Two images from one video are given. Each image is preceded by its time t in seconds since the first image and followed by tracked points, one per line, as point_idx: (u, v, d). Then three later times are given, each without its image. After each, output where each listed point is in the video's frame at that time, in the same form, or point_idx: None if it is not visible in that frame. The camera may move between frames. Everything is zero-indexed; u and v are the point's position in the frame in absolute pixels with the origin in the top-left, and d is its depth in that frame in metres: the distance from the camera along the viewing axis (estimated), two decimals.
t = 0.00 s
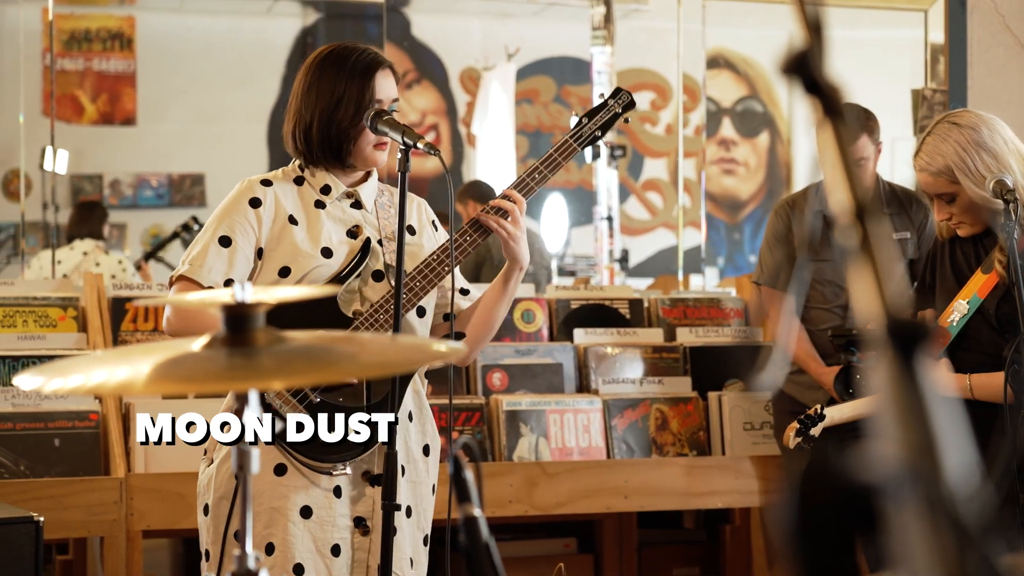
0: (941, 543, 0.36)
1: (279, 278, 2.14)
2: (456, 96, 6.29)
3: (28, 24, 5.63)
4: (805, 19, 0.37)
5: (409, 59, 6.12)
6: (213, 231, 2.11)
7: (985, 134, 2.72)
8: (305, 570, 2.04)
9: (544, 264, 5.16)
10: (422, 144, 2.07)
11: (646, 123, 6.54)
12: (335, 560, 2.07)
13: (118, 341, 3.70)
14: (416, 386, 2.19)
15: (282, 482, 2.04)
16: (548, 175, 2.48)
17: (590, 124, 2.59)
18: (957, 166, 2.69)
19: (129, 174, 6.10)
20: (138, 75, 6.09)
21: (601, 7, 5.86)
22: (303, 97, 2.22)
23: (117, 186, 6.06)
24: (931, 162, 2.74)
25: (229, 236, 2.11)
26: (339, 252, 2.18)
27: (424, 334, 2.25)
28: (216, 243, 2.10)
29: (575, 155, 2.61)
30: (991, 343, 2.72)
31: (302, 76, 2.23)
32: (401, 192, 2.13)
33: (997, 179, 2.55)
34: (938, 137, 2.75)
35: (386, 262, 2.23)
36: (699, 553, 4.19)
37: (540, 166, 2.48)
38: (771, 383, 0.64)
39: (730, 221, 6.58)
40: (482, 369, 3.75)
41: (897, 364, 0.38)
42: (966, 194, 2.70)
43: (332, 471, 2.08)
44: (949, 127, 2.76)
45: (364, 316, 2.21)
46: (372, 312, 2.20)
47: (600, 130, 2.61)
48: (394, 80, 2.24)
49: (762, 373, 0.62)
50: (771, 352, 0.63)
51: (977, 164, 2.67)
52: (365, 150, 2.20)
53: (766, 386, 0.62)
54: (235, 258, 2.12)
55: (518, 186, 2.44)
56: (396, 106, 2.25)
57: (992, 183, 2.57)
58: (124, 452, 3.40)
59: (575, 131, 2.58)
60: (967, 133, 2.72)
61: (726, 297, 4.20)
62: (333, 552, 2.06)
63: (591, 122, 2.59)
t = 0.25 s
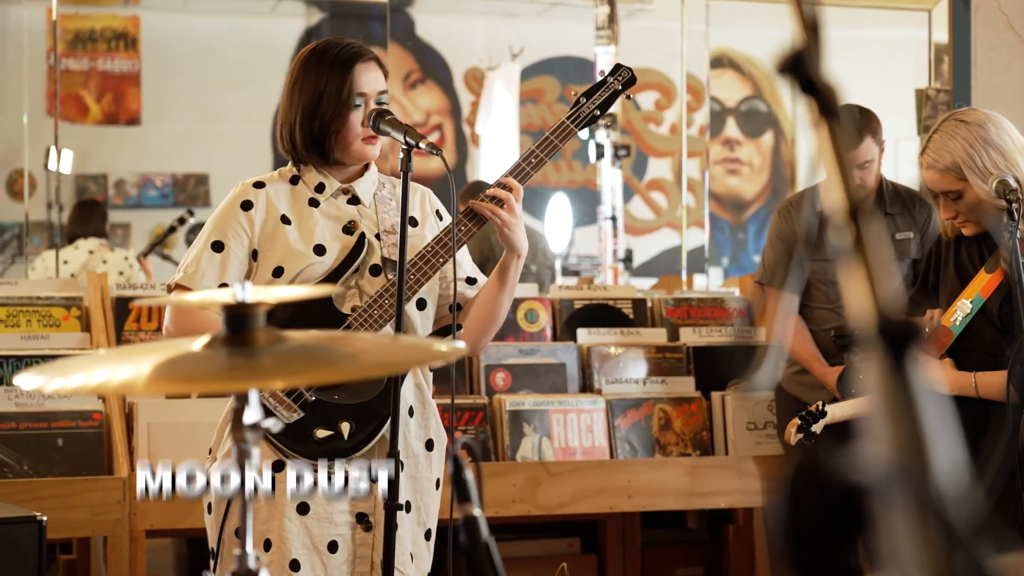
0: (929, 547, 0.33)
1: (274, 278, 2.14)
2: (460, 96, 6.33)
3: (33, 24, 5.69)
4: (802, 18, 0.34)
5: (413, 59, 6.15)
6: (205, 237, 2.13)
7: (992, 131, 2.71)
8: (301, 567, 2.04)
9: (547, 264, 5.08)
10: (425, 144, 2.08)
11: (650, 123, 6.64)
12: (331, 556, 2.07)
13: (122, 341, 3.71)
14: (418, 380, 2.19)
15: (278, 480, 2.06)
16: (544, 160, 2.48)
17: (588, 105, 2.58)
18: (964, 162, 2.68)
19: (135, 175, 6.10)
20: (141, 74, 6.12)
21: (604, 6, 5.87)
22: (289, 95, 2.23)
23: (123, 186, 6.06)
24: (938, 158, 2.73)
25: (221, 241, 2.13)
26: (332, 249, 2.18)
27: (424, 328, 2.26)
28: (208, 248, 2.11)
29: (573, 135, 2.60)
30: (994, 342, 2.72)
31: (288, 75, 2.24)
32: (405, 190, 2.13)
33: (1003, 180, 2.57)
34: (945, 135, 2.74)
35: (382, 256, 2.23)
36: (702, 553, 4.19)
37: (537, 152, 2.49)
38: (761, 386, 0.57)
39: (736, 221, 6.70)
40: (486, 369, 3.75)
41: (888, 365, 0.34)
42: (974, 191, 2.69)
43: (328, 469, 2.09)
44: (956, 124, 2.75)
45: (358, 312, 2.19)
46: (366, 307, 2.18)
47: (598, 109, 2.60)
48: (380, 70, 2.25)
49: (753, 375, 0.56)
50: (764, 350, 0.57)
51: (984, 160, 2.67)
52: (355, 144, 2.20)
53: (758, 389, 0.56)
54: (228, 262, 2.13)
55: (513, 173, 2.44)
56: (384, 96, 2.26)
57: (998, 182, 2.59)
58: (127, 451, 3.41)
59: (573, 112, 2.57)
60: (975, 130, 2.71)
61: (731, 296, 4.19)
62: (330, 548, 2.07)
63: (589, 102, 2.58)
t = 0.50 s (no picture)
0: (914, 547, 0.33)
1: (264, 281, 2.16)
2: (465, 96, 6.09)
3: (37, 24, 5.67)
4: (799, 15, 0.34)
5: (417, 59, 5.99)
6: (198, 246, 2.19)
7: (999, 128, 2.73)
8: (288, 566, 2.06)
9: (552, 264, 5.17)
10: (426, 143, 2.07)
11: (655, 123, 6.54)
12: (321, 556, 2.07)
13: (125, 341, 3.71)
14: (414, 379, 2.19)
15: (268, 477, 2.10)
16: (534, 151, 2.48)
17: (579, 92, 2.59)
18: (972, 159, 2.71)
19: (138, 175, 6.05)
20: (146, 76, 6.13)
21: (608, 7, 5.86)
22: (278, 101, 2.26)
23: (127, 187, 6.01)
24: (947, 155, 2.75)
25: (213, 249, 2.18)
26: (321, 250, 2.17)
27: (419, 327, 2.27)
28: (200, 256, 2.17)
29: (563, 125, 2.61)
30: (996, 342, 2.71)
31: (278, 81, 2.28)
32: (405, 190, 2.14)
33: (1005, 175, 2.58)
34: (952, 133, 2.77)
35: (374, 256, 2.22)
36: (705, 554, 4.16)
37: (526, 144, 2.48)
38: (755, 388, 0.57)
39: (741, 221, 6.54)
40: (489, 370, 3.75)
41: (880, 365, 0.34)
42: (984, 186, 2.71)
43: (315, 469, 2.08)
44: (961, 122, 2.77)
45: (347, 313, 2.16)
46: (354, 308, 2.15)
47: (589, 96, 2.61)
48: (369, 73, 2.28)
49: (750, 376, 0.55)
50: (759, 351, 0.57)
51: (992, 158, 2.70)
52: (343, 147, 2.22)
53: (754, 391, 0.56)
54: (219, 268, 2.18)
55: (501, 165, 2.42)
56: (375, 99, 2.29)
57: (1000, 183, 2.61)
58: (130, 451, 3.41)
59: (564, 100, 2.58)
60: (983, 128, 2.73)
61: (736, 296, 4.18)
62: (319, 548, 2.07)
63: (580, 90, 2.59)
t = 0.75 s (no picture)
0: (905, 545, 0.34)
1: (263, 278, 2.17)
2: (469, 96, 6.15)
3: (40, 25, 5.61)
4: (794, 17, 0.36)
5: (422, 59, 6.04)
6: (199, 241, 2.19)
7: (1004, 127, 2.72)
8: (279, 563, 2.06)
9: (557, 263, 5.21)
10: (429, 142, 2.07)
11: (659, 123, 6.44)
12: (313, 554, 2.07)
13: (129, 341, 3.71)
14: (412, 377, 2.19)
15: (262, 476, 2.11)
16: (534, 156, 2.48)
17: (581, 97, 2.59)
18: (977, 157, 2.68)
19: (143, 175, 5.91)
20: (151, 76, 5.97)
21: (612, 6, 5.87)
22: (286, 101, 2.27)
23: (132, 186, 5.85)
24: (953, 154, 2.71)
25: (213, 244, 2.19)
26: (320, 249, 2.18)
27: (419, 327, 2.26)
28: (200, 252, 2.18)
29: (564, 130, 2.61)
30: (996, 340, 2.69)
31: (286, 81, 2.29)
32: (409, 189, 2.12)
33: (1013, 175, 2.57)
34: (957, 132, 2.73)
35: (374, 256, 2.22)
36: (709, 553, 4.09)
37: (526, 148, 2.48)
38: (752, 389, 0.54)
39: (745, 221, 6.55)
40: (492, 369, 3.76)
41: (871, 363, 0.37)
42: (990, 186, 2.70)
43: (305, 467, 2.09)
44: (966, 121, 2.73)
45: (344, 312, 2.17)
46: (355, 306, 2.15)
47: (590, 101, 2.60)
48: (376, 75, 2.28)
49: (744, 376, 0.52)
50: (752, 349, 0.54)
51: (998, 157, 2.69)
52: (348, 147, 2.22)
53: (748, 391, 0.52)
54: (218, 265, 2.19)
55: (500, 168, 2.42)
56: (381, 102, 2.28)
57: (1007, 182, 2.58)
58: (133, 451, 3.41)
59: (566, 106, 2.58)
60: (987, 127, 2.71)
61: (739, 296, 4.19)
62: (311, 546, 2.07)
63: (582, 95, 2.59)
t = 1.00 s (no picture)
0: (893, 544, 0.37)
1: (274, 274, 2.17)
2: (474, 96, 6.05)
3: (44, 24, 5.51)
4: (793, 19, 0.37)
5: (426, 59, 5.93)
6: (210, 229, 2.16)
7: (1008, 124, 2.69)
8: (288, 564, 2.05)
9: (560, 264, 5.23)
10: (431, 143, 2.07)
11: (663, 123, 6.38)
12: (321, 553, 2.07)
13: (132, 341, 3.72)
14: (416, 380, 2.19)
15: (268, 475, 2.09)
16: (552, 169, 2.48)
17: (599, 116, 2.60)
18: (983, 154, 2.66)
19: (147, 174, 5.90)
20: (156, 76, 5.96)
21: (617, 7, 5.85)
22: (301, 94, 2.26)
23: (136, 186, 5.83)
24: (957, 150, 2.69)
25: (225, 234, 2.16)
26: (333, 248, 2.19)
27: (424, 331, 2.26)
28: (211, 241, 2.15)
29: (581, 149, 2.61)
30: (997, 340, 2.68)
31: (301, 73, 2.28)
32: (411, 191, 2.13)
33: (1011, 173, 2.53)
34: (962, 129, 2.71)
35: (385, 258, 2.24)
36: (713, 554, 4.12)
37: (544, 160, 2.49)
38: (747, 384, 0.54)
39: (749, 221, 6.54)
40: (495, 369, 3.76)
41: (860, 366, 0.38)
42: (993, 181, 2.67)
43: (315, 465, 2.09)
44: (971, 117, 2.72)
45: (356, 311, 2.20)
46: (364, 305, 2.18)
47: (608, 121, 2.61)
48: (390, 74, 2.27)
49: (737, 374, 0.53)
50: (749, 353, 0.54)
51: (1003, 153, 2.66)
52: (360, 145, 2.21)
53: (741, 388, 0.53)
54: (230, 255, 2.17)
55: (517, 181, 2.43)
56: (394, 100, 2.28)
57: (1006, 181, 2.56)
58: (137, 450, 3.42)
59: (584, 124, 2.59)
60: (992, 124, 2.69)
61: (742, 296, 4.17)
62: (319, 546, 2.07)
63: (600, 115, 2.60)
